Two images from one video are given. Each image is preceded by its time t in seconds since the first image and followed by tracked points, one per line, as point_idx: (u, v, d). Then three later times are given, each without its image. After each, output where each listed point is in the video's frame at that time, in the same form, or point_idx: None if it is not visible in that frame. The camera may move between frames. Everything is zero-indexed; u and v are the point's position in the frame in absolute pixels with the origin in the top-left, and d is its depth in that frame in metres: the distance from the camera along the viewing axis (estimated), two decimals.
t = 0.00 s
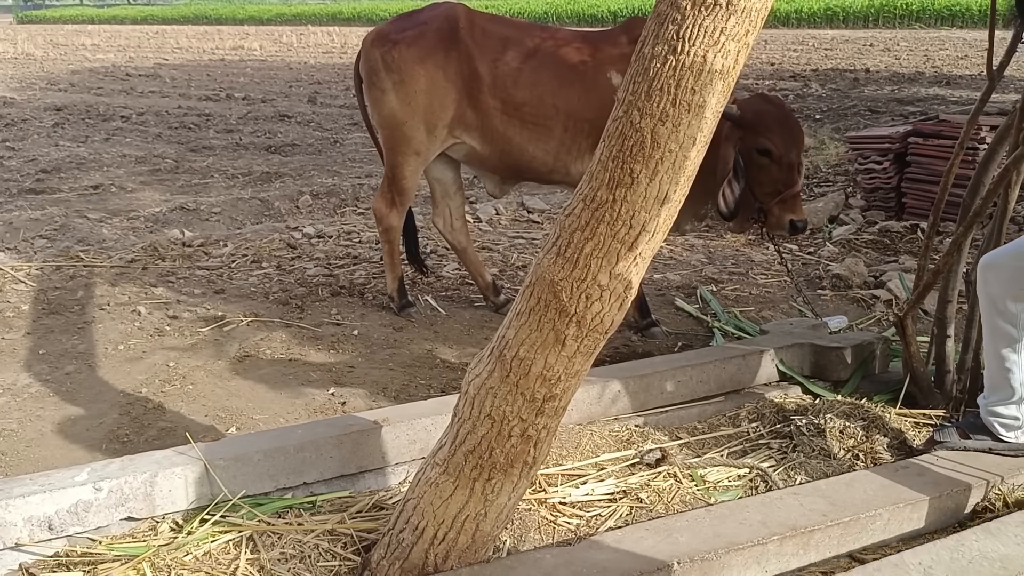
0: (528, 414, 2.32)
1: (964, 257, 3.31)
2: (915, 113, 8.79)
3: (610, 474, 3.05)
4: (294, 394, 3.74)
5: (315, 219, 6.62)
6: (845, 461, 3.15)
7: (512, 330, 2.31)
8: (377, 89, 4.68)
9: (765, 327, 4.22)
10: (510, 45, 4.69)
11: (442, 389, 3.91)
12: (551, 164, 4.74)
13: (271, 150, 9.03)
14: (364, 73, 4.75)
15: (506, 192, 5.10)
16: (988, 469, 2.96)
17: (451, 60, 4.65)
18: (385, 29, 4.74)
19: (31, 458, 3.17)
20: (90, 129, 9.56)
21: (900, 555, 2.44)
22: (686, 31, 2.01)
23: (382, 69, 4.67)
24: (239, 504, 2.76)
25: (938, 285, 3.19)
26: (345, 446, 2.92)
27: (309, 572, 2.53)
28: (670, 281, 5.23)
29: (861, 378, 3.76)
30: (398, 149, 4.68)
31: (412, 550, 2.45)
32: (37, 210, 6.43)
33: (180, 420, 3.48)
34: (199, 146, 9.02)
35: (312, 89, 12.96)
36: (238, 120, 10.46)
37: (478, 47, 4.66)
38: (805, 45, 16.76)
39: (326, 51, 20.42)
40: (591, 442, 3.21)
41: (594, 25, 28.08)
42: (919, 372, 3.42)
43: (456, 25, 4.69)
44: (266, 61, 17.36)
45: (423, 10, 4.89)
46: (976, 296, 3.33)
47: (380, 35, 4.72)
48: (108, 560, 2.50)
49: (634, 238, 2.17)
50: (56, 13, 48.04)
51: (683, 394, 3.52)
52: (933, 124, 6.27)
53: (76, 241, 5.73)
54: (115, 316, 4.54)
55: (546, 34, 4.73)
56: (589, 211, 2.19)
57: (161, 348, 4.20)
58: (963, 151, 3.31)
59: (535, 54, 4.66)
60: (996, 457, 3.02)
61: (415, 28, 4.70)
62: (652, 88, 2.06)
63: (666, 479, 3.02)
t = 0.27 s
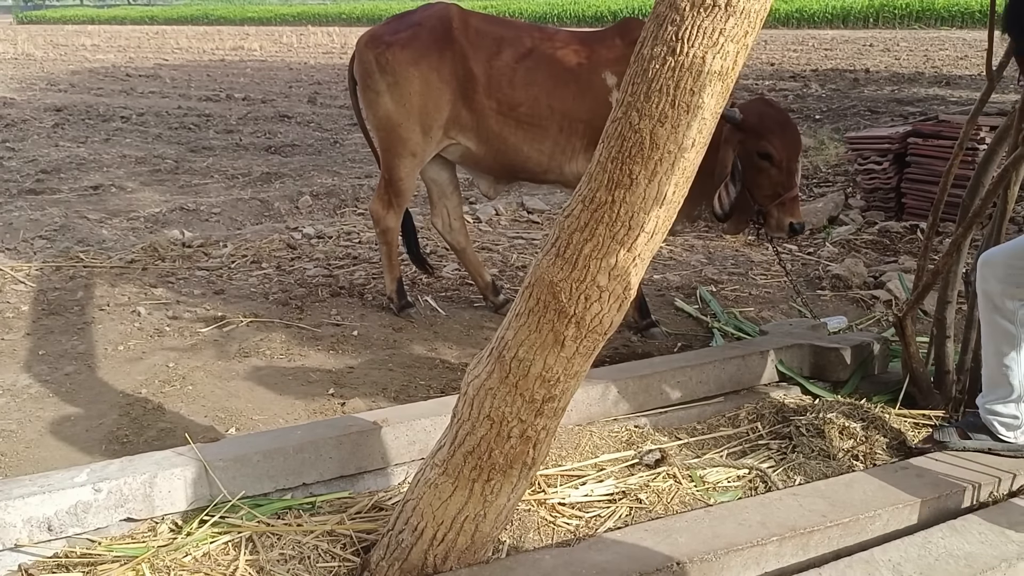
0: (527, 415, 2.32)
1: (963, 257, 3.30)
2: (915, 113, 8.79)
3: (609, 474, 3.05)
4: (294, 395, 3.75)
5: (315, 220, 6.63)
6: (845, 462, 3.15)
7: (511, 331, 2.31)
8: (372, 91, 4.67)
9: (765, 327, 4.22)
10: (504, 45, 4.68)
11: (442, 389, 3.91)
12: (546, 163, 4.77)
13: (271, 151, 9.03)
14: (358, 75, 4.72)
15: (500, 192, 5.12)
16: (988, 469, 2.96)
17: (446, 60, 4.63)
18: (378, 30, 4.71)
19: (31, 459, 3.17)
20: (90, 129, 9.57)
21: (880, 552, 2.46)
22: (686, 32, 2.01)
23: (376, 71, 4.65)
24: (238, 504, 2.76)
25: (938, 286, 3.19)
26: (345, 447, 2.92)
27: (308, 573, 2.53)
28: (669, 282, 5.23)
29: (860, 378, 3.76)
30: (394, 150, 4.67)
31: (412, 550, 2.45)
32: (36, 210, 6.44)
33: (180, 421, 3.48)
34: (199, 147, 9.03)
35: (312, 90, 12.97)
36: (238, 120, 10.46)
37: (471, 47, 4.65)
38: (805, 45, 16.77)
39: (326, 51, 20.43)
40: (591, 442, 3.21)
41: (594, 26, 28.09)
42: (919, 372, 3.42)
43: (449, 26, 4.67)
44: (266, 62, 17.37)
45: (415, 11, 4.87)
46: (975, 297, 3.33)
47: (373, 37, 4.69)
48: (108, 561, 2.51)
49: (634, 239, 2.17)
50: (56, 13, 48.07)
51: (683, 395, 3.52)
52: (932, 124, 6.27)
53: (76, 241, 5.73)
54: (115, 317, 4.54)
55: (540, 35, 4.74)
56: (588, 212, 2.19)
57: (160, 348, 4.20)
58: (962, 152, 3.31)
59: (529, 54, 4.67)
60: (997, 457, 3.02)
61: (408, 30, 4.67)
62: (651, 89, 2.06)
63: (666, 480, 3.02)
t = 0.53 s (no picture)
0: (528, 416, 2.31)
1: (966, 258, 3.29)
2: (915, 113, 8.79)
3: (610, 476, 3.04)
4: (294, 395, 3.74)
5: (315, 220, 6.62)
6: (847, 463, 3.14)
7: (512, 332, 2.30)
8: (369, 92, 4.66)
9: (766, 327, 4.22)
10: (501, 45, 4.67)
11: (443, 390, 3.90)
12: (543, 163, 4.75)
13: (271, 151, 9.02)
14: (355, 76, 4.71)
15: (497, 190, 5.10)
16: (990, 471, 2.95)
17: (442, 60, 4.62)
18: (374, 31, 4.71)
19: (30, 460, 3.16)
20: (90, 129, 9.56)
21: (885, 555, 2.44)
22: (688, 31, 2.00)
23: (373, 72, 4.64)
24: (238, 506, 2.75)
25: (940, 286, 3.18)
26: (345, 448, 2.91)
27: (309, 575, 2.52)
28: (670, 283, 5.22)
29: (862, 380, 3.76)
30: (391, 151, 4.66)
31: (413, 553, 2.44)
32: (36, 210, 6.43)
33: (179, 422, 3.47)
34: (199, 147, 9.02)
35: (312, 90, 12.96)
36: (238, 121, 10.45)
37: (468, 47, 4.64)
38: (805, 45, 16.77)
39: (326, 52, 20.43)
40: (592, 444, 3.20)
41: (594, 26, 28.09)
42: (921, 373, 3.41)
43: (445, 26, 4.66)
44: (267, 62, 17.36)
45: (412, 12, 4.87)
46: (978, 298, 3.31)
47: (369, 38, 4.69)
48: (107, 563, 2.50)
49: (635, 239, 2.16)
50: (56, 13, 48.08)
51: (684, 396, 3.51)
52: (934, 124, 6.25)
53: (75, 242, 5.72)
54: (115, 318, 4.53)
55: (537, 34, 4.72)
56: (590, 212, 2.18)
57: (160, 349, 4.19)
58: (964, 153, 3.30)
59: (526, 54, 4.66)
60: (1000, 458, 3.01)
61: (404, 31, 4.66)
62: (653, 89, 2.05)
63: (667, 481, 3.01)
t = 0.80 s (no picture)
0: (519, 424, 2.32)
1: (954, 268, 3.31)
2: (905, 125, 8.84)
3: (601, 484, 3.05)
4: (285, 404, 3.74)
5: (307, 229, 6.62)
6: (836, 472, 3.15)
7: (503, 340, 2.31)
8: (352, 96, 4.74)
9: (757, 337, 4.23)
10: (483, 51, 4.69)
11: (434, 399, 3.90)
12: (517, 168, 4.78)
13: (264, 160, 9.03)
14: (341, 81, 4.82)
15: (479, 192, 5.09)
16: (978, 480, 2.97)
17: (421, 66, 4.69)
18: (360, 36, 4.79)
19: (19, 469, 3.16)
20: (82, 138, 9.55)
21: (873, 564, 2.46)
22: (676, 43, 2.01)
23: (355, 76, 4.73)
24: (228, 514, 2.74)
25: (927, 296, 3.21)
26: (335, 456, 2.91)
27: None
28: (661, 292, 5.24)
29: (851, 389, 3.78)
30: (374, 156, 4.75)
31: (403, 561, 2.45)
32: (27, 219, 6.42)
33: (169, 431, 3.47)
34: (191, 156, 9.02)
35: (305, 99, 12.98)
36: (231, 130, 10.46)
37: (449, 53, 4.68)
38: (797, 56, 16.86)
39: (319, 61, 20.46)
40: (582, 453, 3.21)
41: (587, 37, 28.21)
42: (909, 383, 3.43)
43: (427, 32, 4.71)
44: (259, 71, 17.37)
45: (401, 18, 4.92)
46: (965, 308, 3.34)
47: (356, 42, 4.78)
48: (95, 571, 2.49)
49: (624, 248, 2.17)
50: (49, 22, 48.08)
51: (674, 405, 3.52)
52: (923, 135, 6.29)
53: (66, 250, 5.71)
54: (105, 326, 4.52)
55: (526, 43, 4.74)
56: (579, 222, 2.19)
57: (151, 358, 4.19)
58: (952, 164, 3.32)
59: (507, 61, 4.68)
60: (987, 467, 3.03)
61: (388, 37, 4.76)
62: (642, 100, 2.07)
63: (657, 490, 3.02)
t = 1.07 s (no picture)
0: (502, 430, 2.31)
1: (934, 273, 3.34)
2: (885, 130, 8.91)
3: (584, 490, 3.04)
4: (267, 410, 3.71)
5: (289, 234, 6.59)
6: (818, 476, 3.16)
7: (486, 346, 2.30)
8: (337, 100, 4.73)
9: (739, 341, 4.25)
10: (468, 56, 4.71)
11: (417, 404, 3.89)
12: (503, 173, 4.76)
13: (246, 164, 8.98)
14: (324, 85, 4.80)
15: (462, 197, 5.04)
16: (958, 484, 2.98)
17: (407, 71, 4.68)
18: (344, 40, 4.79)
19: None
20: (61, 141, 9.46)
21: (856, 567, 2.47)
22: (659, 49, 2.02)
23: (340, 80, 4.72)
24: (209, 522, 2.71)
25: (907, 301, 3.23)
26: (318, 463, 2.89)
27: None
28: (644, 297, 5.25)
29: (832, 393, 3.79)
30: (358, 160, 4.73)
31: (387, 568, 2.44)
32: (5, 223, 6.35)
33: (149, 438, 3.43)
34: (172, 159, 8.95)
35: (287, 103, 12.92)
36: (212, 133, 10.40)
37: (434, 58, 4.68)
38: (778, 62, 16.97)
39: (301, 65, 20.39)
40: (565, 458, 3.20)
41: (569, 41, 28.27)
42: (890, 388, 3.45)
43: (412, 36, 4.71)
44: (241, 75, 17.29)
45: (385, 22, 4.92)
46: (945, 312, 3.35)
47: (339, 46, 4.77)
48: None
49: (608, 254, 2.17)
50: (28, 24, 47.66)
51: (657, 410, 3.53)
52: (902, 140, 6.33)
53: (45, 255, 5.65)
54: (85, 332, 4.48)
55: (511, 48, 4.75)
56: (563, 227, 2.19)
57: (130, 364, 4.15)
58: (931, 169, 3.34)
59: (492, 66, 4.68)
60: (968, 471, 3.05)
61: (373, 42, 4.75)
62: (625, 105, 2.07)
63: (641, 495, 3.02)
